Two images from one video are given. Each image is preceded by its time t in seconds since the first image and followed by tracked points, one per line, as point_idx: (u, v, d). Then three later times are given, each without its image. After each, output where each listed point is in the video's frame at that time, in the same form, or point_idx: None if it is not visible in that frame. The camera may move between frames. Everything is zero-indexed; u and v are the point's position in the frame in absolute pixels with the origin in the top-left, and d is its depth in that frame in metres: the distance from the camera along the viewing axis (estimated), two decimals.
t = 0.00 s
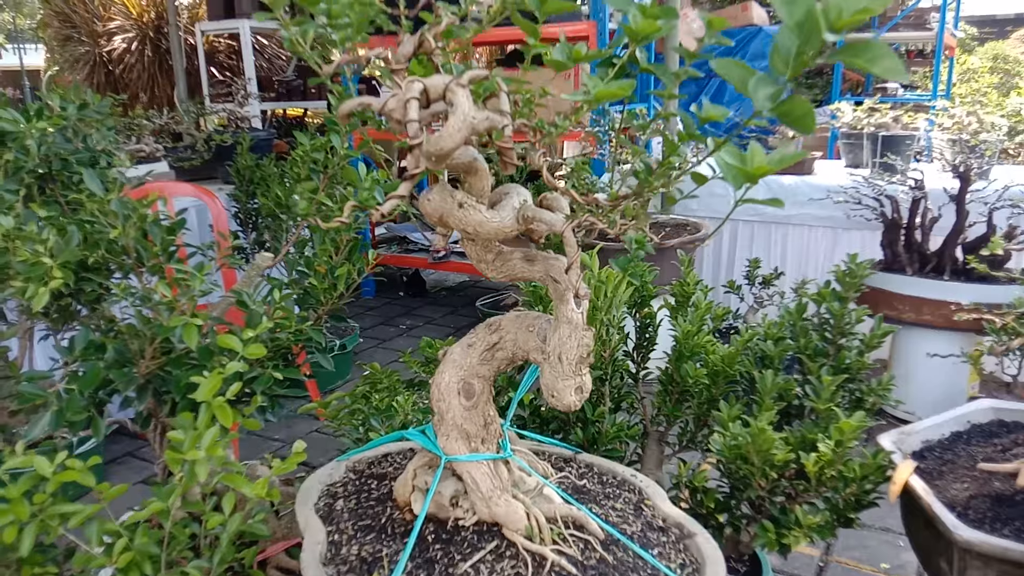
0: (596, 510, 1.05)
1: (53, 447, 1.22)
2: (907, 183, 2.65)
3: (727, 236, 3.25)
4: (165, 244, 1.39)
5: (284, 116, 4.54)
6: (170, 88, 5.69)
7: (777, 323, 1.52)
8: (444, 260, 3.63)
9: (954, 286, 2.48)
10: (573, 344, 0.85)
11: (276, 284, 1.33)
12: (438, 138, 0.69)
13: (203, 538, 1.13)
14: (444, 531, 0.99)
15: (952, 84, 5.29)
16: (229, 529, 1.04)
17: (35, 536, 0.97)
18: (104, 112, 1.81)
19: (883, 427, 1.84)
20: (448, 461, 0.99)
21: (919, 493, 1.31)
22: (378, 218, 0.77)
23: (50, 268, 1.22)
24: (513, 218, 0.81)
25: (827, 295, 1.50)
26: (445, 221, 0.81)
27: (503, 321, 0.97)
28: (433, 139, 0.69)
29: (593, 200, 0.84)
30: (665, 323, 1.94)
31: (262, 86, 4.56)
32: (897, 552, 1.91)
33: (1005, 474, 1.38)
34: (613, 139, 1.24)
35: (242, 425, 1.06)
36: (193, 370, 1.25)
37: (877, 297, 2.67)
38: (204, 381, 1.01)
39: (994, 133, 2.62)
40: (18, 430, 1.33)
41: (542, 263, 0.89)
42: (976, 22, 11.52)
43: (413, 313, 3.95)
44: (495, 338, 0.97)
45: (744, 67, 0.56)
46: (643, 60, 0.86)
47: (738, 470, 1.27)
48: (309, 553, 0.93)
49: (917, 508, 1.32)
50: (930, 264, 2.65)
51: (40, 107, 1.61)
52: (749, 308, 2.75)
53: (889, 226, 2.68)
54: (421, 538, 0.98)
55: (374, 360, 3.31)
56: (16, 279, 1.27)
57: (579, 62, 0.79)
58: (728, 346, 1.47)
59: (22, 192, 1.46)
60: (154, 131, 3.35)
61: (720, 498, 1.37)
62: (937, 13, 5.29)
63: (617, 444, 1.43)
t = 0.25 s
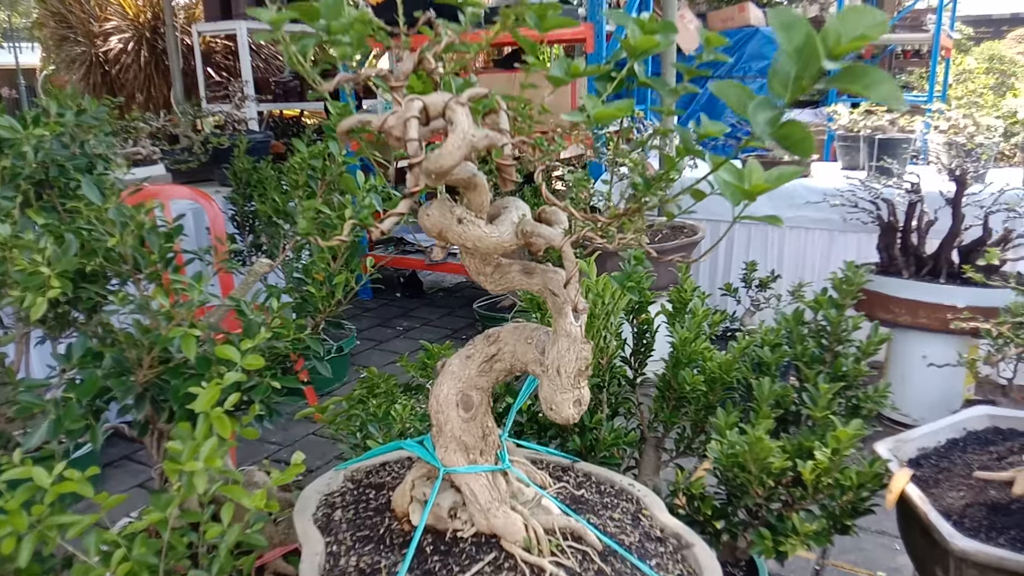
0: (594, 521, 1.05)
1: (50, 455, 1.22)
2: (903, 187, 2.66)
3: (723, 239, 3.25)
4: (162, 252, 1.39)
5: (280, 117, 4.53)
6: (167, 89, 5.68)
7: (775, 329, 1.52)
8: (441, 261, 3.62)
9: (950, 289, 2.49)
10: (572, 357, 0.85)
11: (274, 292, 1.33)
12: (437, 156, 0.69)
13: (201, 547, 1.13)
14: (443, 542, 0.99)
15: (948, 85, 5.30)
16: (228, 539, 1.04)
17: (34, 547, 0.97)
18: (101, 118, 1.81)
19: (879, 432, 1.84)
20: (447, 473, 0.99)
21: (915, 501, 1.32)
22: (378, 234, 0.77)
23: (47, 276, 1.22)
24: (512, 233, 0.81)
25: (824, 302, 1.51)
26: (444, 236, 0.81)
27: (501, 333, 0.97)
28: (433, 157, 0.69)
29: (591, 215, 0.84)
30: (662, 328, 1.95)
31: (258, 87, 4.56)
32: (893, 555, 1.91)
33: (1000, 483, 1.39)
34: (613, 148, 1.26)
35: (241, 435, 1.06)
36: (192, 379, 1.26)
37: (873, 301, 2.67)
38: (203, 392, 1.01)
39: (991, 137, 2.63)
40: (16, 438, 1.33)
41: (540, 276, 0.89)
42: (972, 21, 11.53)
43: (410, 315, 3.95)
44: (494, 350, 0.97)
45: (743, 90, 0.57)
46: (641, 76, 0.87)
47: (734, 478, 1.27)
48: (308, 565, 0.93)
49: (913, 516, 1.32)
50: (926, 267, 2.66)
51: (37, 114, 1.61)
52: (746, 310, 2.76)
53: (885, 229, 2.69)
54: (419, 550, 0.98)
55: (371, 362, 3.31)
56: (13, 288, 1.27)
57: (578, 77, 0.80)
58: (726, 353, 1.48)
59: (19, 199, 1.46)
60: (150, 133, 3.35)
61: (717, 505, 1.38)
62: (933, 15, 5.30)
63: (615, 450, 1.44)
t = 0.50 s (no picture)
0: (596, 526, 1.06)
1: (55, 461, 1.23)
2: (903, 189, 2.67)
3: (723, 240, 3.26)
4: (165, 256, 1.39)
5: (281, 119, 4.54)
6: (166, 90, 5.68)
7: (775, 333, 1.53)
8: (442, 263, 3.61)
9: (950, 291, 2.50)
10: (575, 364, 0.86)
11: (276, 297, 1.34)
12: (442, 166, 0.70)
13: (205, 551, 1.13)
14: (447, 548, 1.00)
15: (947, 86, 5.31)
16: (232, 545, 1.04)
17: (39, 552, 0.98)
18: (104, 122, 1.81)
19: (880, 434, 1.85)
20: (451, 479, 1.00)
21: (916, 506, 1.32)
22: (382, 244, 0.77)
23: (51, 283, 1.22)
24: (516, 241, 0.82)
25: (825, 306, 1.51)
26: (448, 245, 0.82)
27: (504, 340, 0.97)
28: (438, 167, 0.69)
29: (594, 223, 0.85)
30: (663, 331, 1.96)
31: (258, 89, 4.56)
32: (894, 557, 1.92)
33: (1000, 487, 1.40)
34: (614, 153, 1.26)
35: (244, 440, 1.07)
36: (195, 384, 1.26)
37: (873, 303, 2.68)
38: (207, 399, 1.01)
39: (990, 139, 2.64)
40: (20, 442, 1.34)
41: (544, 284, 0.90)
42: (971, 20, 11.53)
43: (410, 316, 3.95)
44: (497, 356, 0.98)
45: (747, 105, 0.57)
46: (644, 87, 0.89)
47: (735, 482, 1.28)
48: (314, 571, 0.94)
49: (914, 520, 1.33)
50: (926, 269, 2.67)
51: (39, 119, 1.61)
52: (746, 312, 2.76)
53: (885, 231, 2.69)
54: (423, 556, 0.98)
55: (371, 364, 3.32)
56: (17, 294, 1.27)
57: (580, 87, 0.80)
58: (726, 357, 1.48)
59: (22, 205, 1.46)
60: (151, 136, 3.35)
61: (718, 509, 1.38)
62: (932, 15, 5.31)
63: (617, 454, 1.44)
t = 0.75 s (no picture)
0: (600, 534, 1.07)
1: (62, 467, 1.24)
2: (903, 194, 2.68)
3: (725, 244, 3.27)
4: (172, 264, 1.41)
5: (283, 123, 4.55)
6: (170, 93, 5.70)
7: (777, 339, 1.54)
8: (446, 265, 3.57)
9: (951, 295, 2.50)
10: (579, 374, 0.87)
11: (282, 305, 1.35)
12: (449, 181, 0.71)
13: (211, 559, 1.14)
14: (452, 556, 1.01)
15: (949, 89, 5.32)
16: (240, 552, 1.05)
17: (49, 559, 0.99)
18: (110, 130, 1.83)
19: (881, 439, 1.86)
20: (456, 487, 1.01)
21: (917, 512, 1.33)
22: (390, 258, 0.78)
23: (60, 291, 1.24)
24: (521, 253, 0.83)
25: (826, 313, 1.52)
26: (454, 258, 0.83)
27: (509, 349, 0.98)
28: (445, 182, 0.71)
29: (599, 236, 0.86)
30: (665, 337, 1.97)
31: (261, 93, 4.58)
32: (895, 562, 1.93)
33: (1001, 494, 1.41)
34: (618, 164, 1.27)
35: (251, 447, 1.08)
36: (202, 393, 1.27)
37: (874, 308, 2.69)
38: (215, 408, 1.02)
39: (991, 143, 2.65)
40: (29, 449, 1.35)
41: (548, 294, 0.91)
42: (973, 21, 11.52)
43: (413, 319, 3.96)
44: (502, 365, 0.99)
45: (750, 124, 0.59)
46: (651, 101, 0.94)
47: (737, 489, 1.28)
48: None
49: (915, 527, 1.34)
50: (927, 273, 2.68)
51: (47, 127, 1.63)
52: (747, 316, 2.77)
53: (886, 235, 2.70)
54: (429, 563, 0.99)
55: (374, 367, 3.33)
56: (26, 303, 1.29)
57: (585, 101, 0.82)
58: (729, 364, 1.49)
59: (29, 213, 1.48)
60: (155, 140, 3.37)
61: (721, 514, 1.39)
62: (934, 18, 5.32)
63: (619, 460, 1.45)
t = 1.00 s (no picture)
0: (607, 549, 1.08)
1: (74, 479, 1.25)
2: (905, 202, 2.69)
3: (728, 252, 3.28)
4: (182, 277, 1.42)
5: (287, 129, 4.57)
6: (173, 98, 5.73)
7: (781, 352, 1.55)
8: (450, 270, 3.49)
9: (953, 303, 2.52)
10: (587, 394, 0.88)
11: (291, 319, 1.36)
12: (461, 208, 0.73)
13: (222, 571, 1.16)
14: (462, 571, 1.02)
15: (951, 95, 5.33)
16: (252, 566, 1.07)
17: (64, 573, 1.00)
18: (119, 141, 1.85)
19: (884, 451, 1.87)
20: (466, 504, 1.02)
21: (920, 526, 1.34)
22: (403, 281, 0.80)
23: (72, 306, 1.25)
24: (531, 275, 0.84)
25: (830, 327, 1.54)
26: (465, 280, 0.84)
27: (518, 366, 1.00)
28: (458, 209, 0.72)
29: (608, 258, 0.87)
30: (669, 348, 1.98)
31: (264, 99, 4.60)
32: (898, 571, 1.94)
33: (1003, 509, 1.42)
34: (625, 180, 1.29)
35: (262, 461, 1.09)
36: (213, 406, 1.29)
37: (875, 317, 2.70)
38: (228, 423, 1.04)
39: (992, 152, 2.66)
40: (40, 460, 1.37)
41: (557, 314, 0.91)
42: (974, 26, 11.53)
43: (416, 325, 3.98)
44: (510, 383, 1.00)
45: (759, 159, 0.60)
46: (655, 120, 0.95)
47: (742, 502, 1.30)
48: None
49: (918, 541, 1.35)
50: (929, 281, 2.69)
51: (57, 140, 1.65)
52: (750, 324, 2.79)
53: (888, 244, 2.72)
54: None
55: (378, 374, 3.34)
56: (38, 317, 1.30)
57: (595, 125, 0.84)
58: (733, 377, 1.51)
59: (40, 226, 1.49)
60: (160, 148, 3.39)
61: (726, 526, 1.40)
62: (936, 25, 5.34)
63: (624, 471, 1.46)
